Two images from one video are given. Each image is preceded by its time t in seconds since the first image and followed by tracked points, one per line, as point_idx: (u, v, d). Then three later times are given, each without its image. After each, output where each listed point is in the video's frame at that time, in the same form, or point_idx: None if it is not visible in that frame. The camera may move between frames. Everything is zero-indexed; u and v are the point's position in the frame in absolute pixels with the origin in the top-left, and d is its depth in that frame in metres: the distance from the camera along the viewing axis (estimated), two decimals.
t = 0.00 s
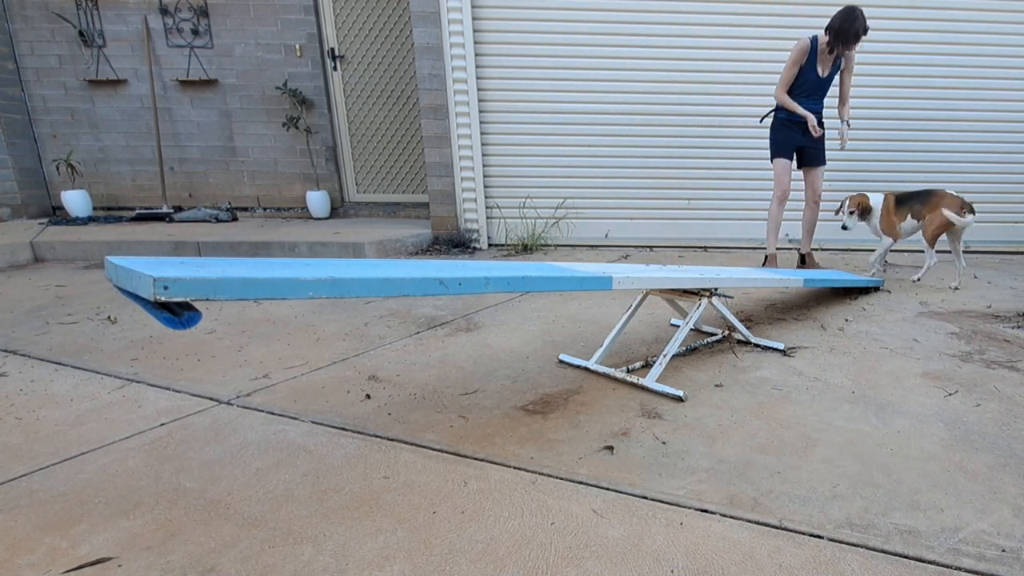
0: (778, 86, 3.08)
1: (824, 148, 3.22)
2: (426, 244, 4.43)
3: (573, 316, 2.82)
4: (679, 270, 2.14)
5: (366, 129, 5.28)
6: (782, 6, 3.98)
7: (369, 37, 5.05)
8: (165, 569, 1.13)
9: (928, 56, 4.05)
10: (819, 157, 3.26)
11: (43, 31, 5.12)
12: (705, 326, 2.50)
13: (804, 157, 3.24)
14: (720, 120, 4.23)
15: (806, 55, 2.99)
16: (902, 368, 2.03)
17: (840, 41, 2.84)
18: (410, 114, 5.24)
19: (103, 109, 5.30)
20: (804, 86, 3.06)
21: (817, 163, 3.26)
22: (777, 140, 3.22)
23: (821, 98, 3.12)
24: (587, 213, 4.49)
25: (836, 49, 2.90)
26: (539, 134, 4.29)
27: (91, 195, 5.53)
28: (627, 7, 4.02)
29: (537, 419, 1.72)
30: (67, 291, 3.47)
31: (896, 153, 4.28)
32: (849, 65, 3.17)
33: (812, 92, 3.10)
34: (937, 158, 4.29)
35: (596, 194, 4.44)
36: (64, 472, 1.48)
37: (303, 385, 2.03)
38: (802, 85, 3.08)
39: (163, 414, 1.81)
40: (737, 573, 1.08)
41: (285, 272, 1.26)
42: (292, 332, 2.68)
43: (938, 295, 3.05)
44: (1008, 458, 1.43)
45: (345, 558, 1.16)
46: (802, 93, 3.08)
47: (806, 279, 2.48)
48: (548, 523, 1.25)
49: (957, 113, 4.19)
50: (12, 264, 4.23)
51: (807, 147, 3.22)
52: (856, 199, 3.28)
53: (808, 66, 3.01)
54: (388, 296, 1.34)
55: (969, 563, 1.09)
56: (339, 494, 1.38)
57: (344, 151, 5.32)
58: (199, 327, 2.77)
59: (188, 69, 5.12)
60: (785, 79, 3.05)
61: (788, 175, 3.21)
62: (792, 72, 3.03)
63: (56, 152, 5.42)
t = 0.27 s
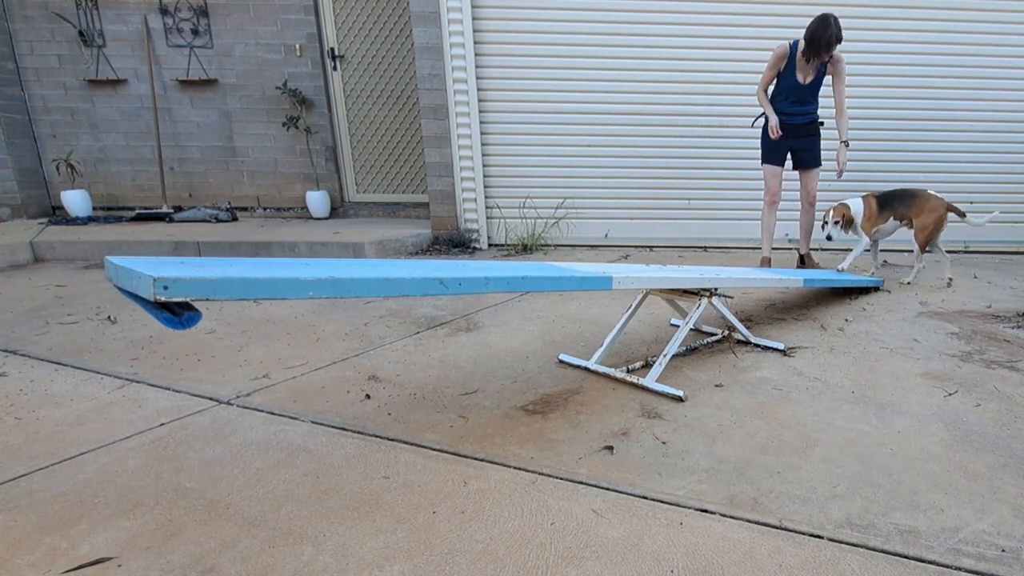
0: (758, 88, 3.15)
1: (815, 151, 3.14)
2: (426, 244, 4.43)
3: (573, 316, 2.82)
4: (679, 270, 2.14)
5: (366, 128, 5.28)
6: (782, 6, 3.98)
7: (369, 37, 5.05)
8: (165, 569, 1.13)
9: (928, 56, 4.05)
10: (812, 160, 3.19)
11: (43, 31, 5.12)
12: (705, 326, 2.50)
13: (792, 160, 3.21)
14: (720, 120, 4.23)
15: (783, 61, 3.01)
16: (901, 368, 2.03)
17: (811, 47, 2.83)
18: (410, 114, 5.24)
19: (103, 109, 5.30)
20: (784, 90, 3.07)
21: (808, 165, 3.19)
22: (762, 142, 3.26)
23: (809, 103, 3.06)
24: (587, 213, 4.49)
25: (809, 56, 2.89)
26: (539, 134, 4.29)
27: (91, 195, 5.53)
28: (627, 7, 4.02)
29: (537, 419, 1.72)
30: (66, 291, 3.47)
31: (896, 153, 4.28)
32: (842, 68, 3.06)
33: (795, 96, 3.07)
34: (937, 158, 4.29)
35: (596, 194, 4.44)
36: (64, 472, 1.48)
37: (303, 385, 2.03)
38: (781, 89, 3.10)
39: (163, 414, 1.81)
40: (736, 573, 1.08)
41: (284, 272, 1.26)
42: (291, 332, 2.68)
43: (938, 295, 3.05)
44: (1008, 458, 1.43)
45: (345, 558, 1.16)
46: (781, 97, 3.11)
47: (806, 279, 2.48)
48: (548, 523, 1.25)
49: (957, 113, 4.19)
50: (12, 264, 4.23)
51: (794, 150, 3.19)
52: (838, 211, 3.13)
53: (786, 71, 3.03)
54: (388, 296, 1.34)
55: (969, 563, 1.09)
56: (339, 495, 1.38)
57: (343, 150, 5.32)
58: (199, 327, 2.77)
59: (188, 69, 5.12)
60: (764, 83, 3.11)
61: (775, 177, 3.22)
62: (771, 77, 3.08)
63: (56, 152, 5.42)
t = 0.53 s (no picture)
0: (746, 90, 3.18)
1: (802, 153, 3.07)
2: (426, 244, 4.43)
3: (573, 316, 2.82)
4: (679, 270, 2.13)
5: (365, 128, 5.28)
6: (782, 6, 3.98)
7: (369, 37, 5.05)
8: (165, 569, 1.13)
9: (928, 56, 4.05)
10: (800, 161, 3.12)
11: (43, 31, 5.12)
12: (705, 326, 2.50)
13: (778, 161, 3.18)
14: (720, 119, 4.23)
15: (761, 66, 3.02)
16: (901, 368, 2.03)
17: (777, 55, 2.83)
18: (410, 114, 5.24)
19: (103, 109, 5.30)
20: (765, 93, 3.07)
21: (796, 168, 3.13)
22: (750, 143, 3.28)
23: (792, 105, 3.00)
24: (587, 213, 4.49)
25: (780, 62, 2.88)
26: (539, 134, 4.29)
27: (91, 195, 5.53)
28: (627, 7, 4.02)
29: (537, 419, 1.72)
30: (66, 291, 3.47)
31: (896, 153, 4.27)
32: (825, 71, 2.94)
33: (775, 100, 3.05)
34: (938, 158, 4.29)
35: (596, 194, 4.44)
36: (64, 472, 1.48)
37: (303, 385, 2.03)
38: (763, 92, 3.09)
39: (163, 415, 1.81)
40: (736, 573, 1.08)
41: (284, 270, 1.27)
42: (291, 332, 2.68)
43: (938, 295, 3.05)
44: (1008, 458, 1.43)
45: (345, 558, 1.16)
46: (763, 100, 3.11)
47: (805, 279, 2.48)
48: (547, 523, 1.25)
49: (957, 113, 4.19)
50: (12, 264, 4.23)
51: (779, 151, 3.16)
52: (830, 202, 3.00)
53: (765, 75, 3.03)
54: (388, 294, 1.34)
55: (969, 563, 1.09)
56: (338, 495, 1.38)
57: (343, 150, 5.31)
58: (199, 327, 2.77)
59: (188, 69, 5.12)
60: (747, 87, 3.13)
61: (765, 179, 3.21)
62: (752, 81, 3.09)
63: (56, 152, 5.42)
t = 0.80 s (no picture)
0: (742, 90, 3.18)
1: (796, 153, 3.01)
2: (426, 244, 4.43)
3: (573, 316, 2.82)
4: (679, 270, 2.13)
5: (365, 128, 5.28)
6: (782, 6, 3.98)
7: (369, 37, 5.05)
8: (165, 569, 1.13)
9: (928, 56, 4.05)
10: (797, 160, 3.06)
11: (43, 31, 5.12)
12: (705, 326, 2.50)
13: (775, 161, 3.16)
14: (720, 119, 4.23)
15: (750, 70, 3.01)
16: (901, 368, 2.03)
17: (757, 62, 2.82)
18: (409, 114, 5.24)
19: (103, 109, 5.30)
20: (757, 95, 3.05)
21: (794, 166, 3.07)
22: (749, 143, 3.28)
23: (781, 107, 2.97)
24: (587, 213, 4.49)
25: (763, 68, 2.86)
26: (539, 134, 4.29)
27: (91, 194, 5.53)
28: (627, 7, 4.02)
29: (536, 419, 1.72)
30: (66, 291, 3.47)
31: (897, 153, 4.27)
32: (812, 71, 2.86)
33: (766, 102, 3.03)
34: (937, 158, 4.29)
35: (596, 194, 4.44)
36: (64, 472, 1.48)
37: (303, 385, 2.03)
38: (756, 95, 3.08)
39: (163, 414, 1.81)
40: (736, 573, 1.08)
41: (284, 270, 1.26)
42: (291, 332, 2.68)
43: (938, 295, 3.05)
44: (1008, 458, 1.43)
45: (345, 558, 1.16)
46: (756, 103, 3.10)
47: (805, 279, 2.48)
48: (547, 523, 1.25)
49: (957, 113, 4.19)
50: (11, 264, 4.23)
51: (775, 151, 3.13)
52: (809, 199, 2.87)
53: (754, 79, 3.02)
54: (388, 294, 1.34)
55: (969, 563, 1.09)
56: (338, 495, 1.38)
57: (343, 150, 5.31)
58: (199, 327, 2.77)
59: (187, 69, 5.12)
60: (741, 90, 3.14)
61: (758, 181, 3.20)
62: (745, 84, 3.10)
63: (56, 152, 5.42)
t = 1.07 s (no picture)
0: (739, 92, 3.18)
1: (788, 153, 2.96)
2: (426, 244, 4.43)
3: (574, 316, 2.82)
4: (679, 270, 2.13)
5: (365, 128, 5.28)
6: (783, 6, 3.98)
7: (369, 36, 5.05)
8: (165, 569, 1.13)
9: (928, 56, 4.05)
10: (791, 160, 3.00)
11: (43, 31, 5.12)
12: (705, 326, 2.50)
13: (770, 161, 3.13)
14: (720, 119, 4.23)
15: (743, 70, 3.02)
16: (901, 368, 2.03)
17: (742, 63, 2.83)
18: (409, 113, 5.24)
19: (103, 109, 5.30)
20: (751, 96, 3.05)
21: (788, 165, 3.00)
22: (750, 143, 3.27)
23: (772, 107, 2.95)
24: (587, 213, 4.49)
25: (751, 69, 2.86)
26: (539, 134, 4.29)
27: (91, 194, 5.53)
28: (627, 6, 4.02)
29: (536, 419, 1.72)
30: (66, 291, 3.46)
31: (897, 153, 4.28)
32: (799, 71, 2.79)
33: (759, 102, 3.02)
34: (938, 157, 4.29)
35: (596, 194, 4.44)
36: (64, 472, 1.48)
37: (303, 385, 2.03)
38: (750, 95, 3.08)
39: (163, 414, 1.81)
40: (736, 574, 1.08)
41: (284, 268, 1.26)
42: (291, 332, 2.68)
43: (938, 295, 3.05)
44: (1007, 458, 1.43)
45: (345, 558, 1.16)
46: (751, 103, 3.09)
47: (805, 279, 2.48)
48: (547, 523, 1.25)
49: (957, 113, 4.19)
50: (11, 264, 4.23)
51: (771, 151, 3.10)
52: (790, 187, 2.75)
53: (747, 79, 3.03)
54: (387, 293, 1.34)
55: (969, 563, 1.09)
56: (338, 495, 1.38)
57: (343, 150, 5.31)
58: (199, 327, 2.77)
59: (187, 69, 5.12)
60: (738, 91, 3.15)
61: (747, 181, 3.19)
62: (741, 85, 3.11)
63: (56, 152, 5.42)
